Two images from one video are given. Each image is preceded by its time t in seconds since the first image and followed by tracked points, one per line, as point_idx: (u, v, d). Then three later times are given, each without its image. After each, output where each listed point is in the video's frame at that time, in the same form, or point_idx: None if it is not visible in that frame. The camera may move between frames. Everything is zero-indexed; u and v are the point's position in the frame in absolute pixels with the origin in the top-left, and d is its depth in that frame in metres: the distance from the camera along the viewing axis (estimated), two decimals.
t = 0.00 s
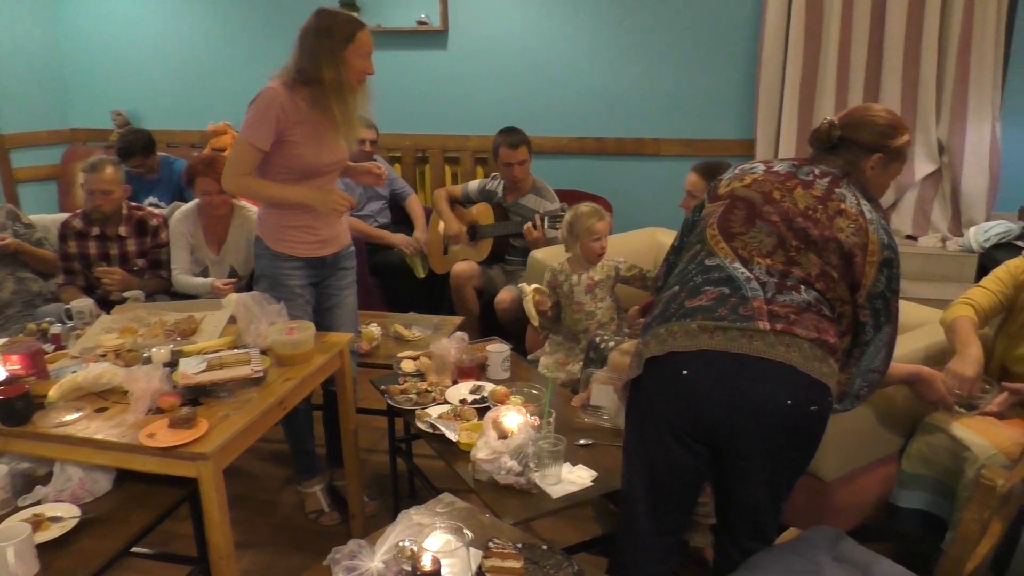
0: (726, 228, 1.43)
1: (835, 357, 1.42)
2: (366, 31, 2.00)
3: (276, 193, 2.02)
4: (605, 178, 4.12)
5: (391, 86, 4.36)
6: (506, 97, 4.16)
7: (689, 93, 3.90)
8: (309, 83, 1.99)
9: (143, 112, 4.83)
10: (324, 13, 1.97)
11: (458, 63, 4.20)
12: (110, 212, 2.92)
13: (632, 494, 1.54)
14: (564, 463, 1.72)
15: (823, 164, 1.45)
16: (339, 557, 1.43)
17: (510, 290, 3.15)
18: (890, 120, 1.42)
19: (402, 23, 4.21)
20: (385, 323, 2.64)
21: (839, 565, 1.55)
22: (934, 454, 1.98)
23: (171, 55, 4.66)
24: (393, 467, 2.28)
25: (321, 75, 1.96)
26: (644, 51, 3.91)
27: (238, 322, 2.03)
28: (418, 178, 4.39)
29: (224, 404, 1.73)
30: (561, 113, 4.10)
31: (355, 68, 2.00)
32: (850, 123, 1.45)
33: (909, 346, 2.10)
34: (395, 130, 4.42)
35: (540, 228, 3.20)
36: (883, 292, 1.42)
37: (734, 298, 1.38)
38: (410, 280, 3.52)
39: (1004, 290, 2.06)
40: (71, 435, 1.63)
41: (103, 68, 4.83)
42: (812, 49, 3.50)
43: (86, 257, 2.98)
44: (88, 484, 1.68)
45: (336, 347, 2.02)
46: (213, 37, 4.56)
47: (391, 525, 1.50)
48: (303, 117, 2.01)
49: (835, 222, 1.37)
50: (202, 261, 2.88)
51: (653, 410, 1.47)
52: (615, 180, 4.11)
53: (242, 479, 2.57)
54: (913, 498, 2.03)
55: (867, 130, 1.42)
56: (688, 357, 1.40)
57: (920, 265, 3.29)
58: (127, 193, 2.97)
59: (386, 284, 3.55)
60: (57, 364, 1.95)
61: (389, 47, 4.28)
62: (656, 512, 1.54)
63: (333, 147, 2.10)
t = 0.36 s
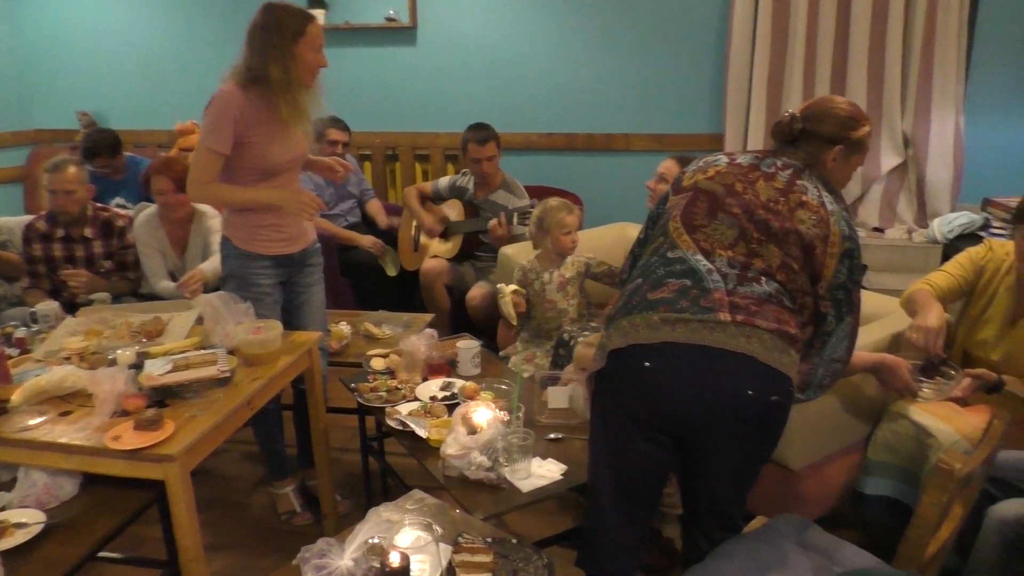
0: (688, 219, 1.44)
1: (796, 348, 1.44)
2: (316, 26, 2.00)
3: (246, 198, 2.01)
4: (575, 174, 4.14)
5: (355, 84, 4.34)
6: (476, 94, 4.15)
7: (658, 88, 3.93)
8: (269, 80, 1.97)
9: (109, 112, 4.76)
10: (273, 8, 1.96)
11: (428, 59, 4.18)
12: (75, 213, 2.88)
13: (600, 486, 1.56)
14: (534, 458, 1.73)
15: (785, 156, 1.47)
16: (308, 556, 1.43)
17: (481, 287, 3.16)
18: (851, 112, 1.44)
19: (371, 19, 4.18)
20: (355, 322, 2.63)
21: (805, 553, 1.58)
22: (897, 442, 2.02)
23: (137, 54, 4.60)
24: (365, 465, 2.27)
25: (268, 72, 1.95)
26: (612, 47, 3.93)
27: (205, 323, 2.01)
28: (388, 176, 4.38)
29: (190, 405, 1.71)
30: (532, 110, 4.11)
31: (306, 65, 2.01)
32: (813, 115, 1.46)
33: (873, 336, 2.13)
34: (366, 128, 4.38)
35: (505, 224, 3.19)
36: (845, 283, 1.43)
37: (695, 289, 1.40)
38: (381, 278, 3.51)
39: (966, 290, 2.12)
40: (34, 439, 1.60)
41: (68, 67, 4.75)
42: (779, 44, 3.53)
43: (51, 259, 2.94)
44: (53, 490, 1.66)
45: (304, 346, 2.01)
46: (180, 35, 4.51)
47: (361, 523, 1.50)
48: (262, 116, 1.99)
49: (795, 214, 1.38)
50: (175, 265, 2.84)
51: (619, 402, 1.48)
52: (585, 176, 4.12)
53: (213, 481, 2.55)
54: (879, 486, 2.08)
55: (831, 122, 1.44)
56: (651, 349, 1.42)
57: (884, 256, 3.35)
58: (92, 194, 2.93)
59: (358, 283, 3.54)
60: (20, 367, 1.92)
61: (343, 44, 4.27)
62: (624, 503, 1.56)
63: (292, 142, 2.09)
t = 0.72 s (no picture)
0: (622, 201, 1.46)
1: (728, 328, 1.46)
2: (241, 15, 1.96)
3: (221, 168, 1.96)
4: (518, 162, 4.15)
5: (287, 71, 4.19)
6: (416, 81, 4.10)
7: (598, 75, 3.97)
8: (197, 68, 1.91)
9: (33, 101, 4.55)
10: None
11: (366, 47, 4.07)
12: None
13: (541, 466, 1.57)
14: (476, 444, 1.73)
15: (720, 138, 1.48)
16: (248, 551, 1.42)
17: (422, 274, 3.12)
18: (784, 94, 1.46)
19: (308, 6, 4.04)
20: (296, 313, 2.59)
21: (742, 525, 1.62)
22: (832, 416, 2.09)
23: (62, 41, 4.41)
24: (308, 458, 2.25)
25: (190, 60, 1.90)
26: (552, 34, 3.94)
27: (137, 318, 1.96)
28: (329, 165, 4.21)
29: (123, 402, 1.67)
30: (474, 98, 4.08)
31: (232, 54, 1.97)
32: (749, 99, 1.47)
33: (803, 314, 2.21)
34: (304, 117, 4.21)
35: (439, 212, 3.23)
36: (777, 263, 1.45)
37: (628, 271, 1.42)
38: (324, 269, 3.46)
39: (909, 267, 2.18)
40: None
41: None
42: (715, 29, 3.57)
43: None
44: None
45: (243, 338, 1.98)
46: (107, 21, 4.34)
47: (302, 515, 1.49)
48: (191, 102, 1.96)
49: (727, 195, 1.40)
50: (105, 268, 2.60)
51: (558, 383, 1.50)
52: (528, 163, 4.14)
53: (153, 480, 2.49)
54: (813, 459, 2.15)
55: (764, 106, 1.45)
56: (585, 330, 1.44)
57: (817, 237, 3.46)
58: (15, 187, 2.81)
59: (300, 274, 3.49)
60: None
61: (273, 32, 4.11)
62: (564, 483, 1.58)
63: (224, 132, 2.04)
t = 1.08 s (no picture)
0: (542, 183, 1.47)
1: (649, 306, 1.49)
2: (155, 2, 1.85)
3: (142, 104, 1.84)
4: (444, 145, 4.12)
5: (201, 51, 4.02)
6: (337, 61, 3.99)
7: (523, 58, 3.98)
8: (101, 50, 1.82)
9: None
10: None
11: (285, 27, 3.95)
12: None
13: (468, 448, 1.58)
14: (404, 429, 1.73)
15: (636, 119, 1.50)
16: (167, 546, 1.38)
17: (347, 260, 3.09)
18: (697, 75, 1.48)
19: None
20: (215, 301, 2.52)
21: (664, 500, 1.67)
22: (750, 391, 2.17)
23: None
24: (232, 449, 2.20)
25: (90, 40, 1.81)
26: (476, 15, 3.91)
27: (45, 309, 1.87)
28: (249, 149, 4.07)
29: (32, 398, 1.59)
30: (399, 80, 4.02)
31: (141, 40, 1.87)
32: (663, 79, 1.49)
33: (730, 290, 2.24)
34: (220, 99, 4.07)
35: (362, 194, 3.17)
36: (694, 242, 1.48)
37: (549, 252, 1.44)
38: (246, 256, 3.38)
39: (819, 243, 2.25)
40: None
41: None
42: (636, 13, 3.61)
43: None
44: None
45: (160, 329, 1.91)
46: None
47: (224, 506, 1.46)
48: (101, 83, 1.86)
49: (644, 176, 1.43)
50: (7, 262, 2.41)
51: (482, 366, 1.51)
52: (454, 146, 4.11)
53: (67, 478, 2.40)
54: (732, 433, 2.23)
55: (678, 87, 1.48)
56: (508, 312, 1.46)
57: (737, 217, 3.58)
58: None
59: (221, 262, 3.39)
60: None
61: (185, 12, 3.94)
62: (491, 464, 1.59)
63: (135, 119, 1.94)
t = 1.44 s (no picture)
0: (507, 175, 1.47)
1: (615, 296, 1.51)
2: None
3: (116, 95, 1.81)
4: (410, 137, 4.09)
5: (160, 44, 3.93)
6: (301, 54, 3.94)
7: (488, 50, 3.97)
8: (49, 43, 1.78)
9: None
10: None
11: (245, 18, 3.88)
12: None
13: (437, 441, 1.58)
14: (373, 424, 1.72)
15: (596, 109, 1.51)
16: (131, 546, 1.36)
17: (314, 254, 3.07)
18: (656, 64, 1.49)
19: None
20: (179, 297, 2.48)
21: (632, 490, 1.68)
22: (717, 379, 2.20)
23: None
24: (199, 446, 2.17)
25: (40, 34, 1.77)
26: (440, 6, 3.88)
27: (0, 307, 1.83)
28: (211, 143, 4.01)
29: None
30: (364, 72, 3.98)
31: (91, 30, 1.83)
32: (622, 68, 1.50)
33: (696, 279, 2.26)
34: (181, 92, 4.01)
35: (331, 188, 3.11)
36: (658, 231, 1.50)
37: (516, 244, 1.44)
38: (210, 252, 3.34)
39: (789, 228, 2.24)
40: None
41: None
42: (600, 5, 3.61)
43: None
44: None
45: (121, 326, 1.87)
46: None
47: (190, 504, 1.43)
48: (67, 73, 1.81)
49: (608, 166, 1.43)
50: None
51: (450, 359, 1.51)
52: (421, 138, 4.09)
53: (28, 480, 2.35)
54: (700, 423, 2.26)
55: (638, 76, 1.48)
56: (475, 305, 1.45)
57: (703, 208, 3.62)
58: None
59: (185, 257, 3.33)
60: None
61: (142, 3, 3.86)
62: (461, 456, 1.59)
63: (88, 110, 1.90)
